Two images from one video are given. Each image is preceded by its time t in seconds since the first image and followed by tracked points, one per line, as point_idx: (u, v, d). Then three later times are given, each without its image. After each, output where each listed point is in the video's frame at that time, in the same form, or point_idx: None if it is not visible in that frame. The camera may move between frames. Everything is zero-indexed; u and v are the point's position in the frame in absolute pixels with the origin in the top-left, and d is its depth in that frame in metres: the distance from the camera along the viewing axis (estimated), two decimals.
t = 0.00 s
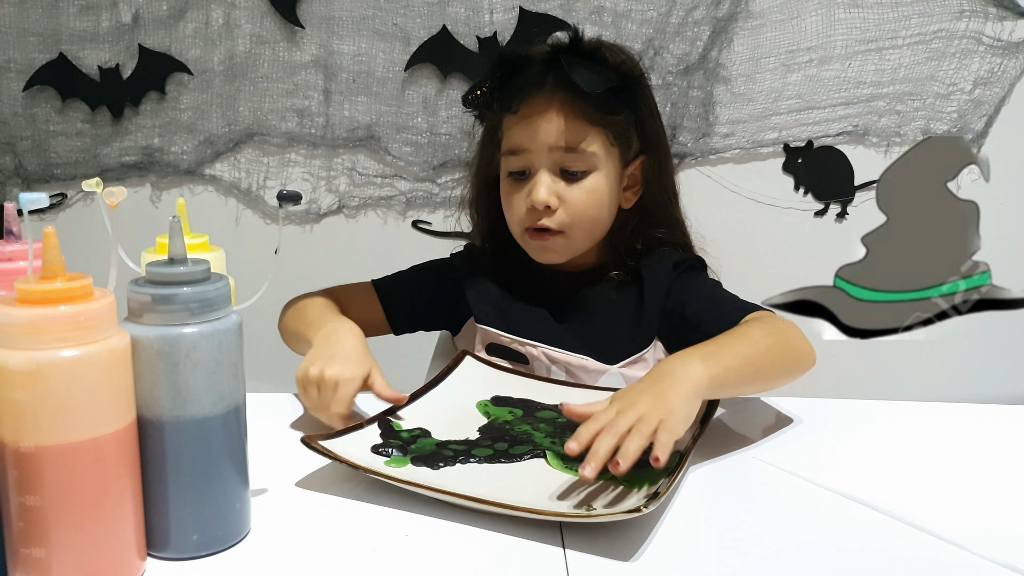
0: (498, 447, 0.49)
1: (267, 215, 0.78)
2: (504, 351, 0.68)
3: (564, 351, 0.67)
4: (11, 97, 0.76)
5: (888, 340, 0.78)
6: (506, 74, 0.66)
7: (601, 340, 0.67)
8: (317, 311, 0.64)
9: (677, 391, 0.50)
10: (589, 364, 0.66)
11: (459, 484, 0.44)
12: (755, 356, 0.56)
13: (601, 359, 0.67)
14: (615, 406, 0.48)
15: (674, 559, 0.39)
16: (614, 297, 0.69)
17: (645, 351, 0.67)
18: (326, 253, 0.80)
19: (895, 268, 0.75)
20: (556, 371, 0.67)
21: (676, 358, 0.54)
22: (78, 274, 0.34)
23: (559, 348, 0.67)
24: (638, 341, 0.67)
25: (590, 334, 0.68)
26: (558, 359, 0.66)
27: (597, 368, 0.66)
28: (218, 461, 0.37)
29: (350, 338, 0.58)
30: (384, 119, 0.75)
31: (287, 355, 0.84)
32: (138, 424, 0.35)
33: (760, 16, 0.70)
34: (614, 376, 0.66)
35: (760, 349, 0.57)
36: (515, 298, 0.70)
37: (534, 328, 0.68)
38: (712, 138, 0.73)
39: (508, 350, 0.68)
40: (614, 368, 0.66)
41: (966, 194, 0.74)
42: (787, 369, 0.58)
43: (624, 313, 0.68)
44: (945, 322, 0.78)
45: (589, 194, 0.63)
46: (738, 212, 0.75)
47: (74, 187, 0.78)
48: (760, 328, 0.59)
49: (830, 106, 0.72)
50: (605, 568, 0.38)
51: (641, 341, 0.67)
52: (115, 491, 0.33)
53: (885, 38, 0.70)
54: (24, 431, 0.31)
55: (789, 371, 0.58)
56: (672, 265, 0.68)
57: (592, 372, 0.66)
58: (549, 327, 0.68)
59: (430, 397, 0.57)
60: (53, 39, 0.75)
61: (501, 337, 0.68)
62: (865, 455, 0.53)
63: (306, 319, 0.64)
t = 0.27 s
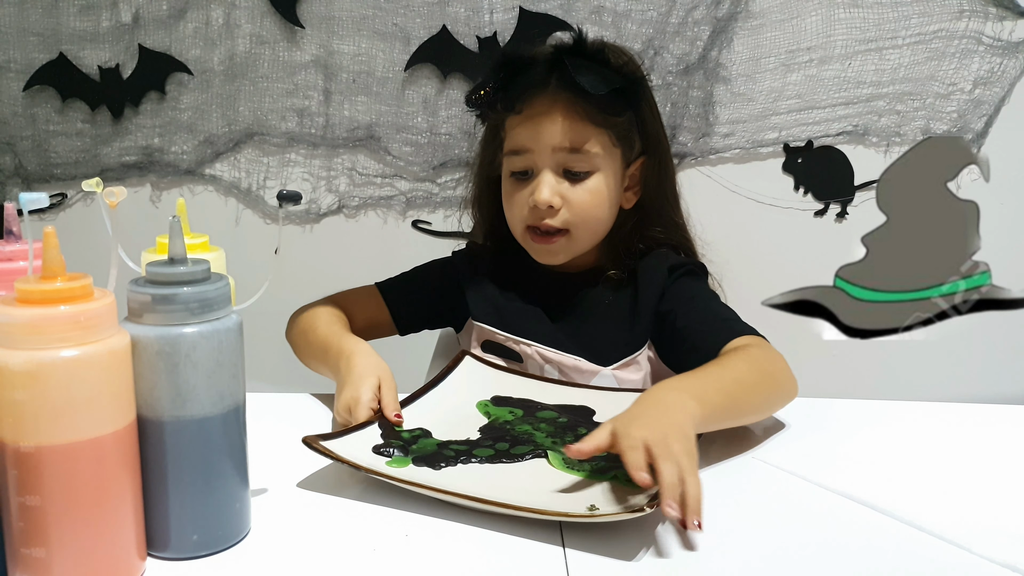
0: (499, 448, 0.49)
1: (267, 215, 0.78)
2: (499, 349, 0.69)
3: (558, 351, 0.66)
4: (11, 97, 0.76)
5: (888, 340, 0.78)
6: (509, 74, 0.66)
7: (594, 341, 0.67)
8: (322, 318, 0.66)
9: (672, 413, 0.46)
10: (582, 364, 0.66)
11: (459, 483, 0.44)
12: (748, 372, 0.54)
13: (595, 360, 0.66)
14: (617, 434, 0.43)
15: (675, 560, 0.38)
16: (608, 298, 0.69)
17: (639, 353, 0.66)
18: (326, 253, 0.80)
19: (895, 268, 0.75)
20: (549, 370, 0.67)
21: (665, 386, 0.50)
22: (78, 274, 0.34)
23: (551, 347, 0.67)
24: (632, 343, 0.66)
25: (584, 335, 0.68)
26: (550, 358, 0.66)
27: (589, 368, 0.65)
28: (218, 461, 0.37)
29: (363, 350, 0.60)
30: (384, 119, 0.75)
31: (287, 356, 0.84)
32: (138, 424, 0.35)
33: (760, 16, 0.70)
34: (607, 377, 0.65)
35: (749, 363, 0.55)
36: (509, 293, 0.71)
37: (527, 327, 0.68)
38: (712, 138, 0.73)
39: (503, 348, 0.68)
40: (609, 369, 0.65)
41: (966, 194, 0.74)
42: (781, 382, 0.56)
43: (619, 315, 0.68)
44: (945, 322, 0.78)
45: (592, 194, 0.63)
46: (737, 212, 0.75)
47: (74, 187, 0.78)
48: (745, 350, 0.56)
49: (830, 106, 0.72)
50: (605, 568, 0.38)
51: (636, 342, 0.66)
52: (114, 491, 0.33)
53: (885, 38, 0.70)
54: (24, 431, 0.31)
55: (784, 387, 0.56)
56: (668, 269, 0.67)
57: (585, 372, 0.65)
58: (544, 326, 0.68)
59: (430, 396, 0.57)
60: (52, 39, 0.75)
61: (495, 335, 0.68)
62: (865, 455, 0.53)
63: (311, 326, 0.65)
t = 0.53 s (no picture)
0: (519, 448, 0.49)
1: (267, 214, 0.78)
2: (500, 348, 0.68)
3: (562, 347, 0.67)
4: (11, 97, 0.76)
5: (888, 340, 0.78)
6: (516, 73, 0.65)
7: (599, 334, 0.68)
8: (326, 330, 0.67)
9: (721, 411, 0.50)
10: (587, 358, 0.66)
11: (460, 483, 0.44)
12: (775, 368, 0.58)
13: (599, 351, 0.67)
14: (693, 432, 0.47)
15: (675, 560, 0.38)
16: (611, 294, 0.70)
17: (642, 344, 0.67)
18: (326, 253, 0.80)
19: (896, 268, 0.76)
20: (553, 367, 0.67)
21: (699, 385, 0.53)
22: (78, 274, 0.34)
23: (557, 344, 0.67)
24: (637, 335, 0.68)
25: (587, 328, 0.68)
26: (556, 355, 0.66)
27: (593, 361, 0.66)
28: (218, 461, 0.37)
29: (373, 352, 0.62)
30: (384, 119, 0.75)
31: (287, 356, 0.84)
32: (138, 424, 0.35)
33: (760, 16, 0.70)
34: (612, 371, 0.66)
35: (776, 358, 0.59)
36: (508, 290, 0.71)
37: (531, 326, 0.68)
38: (712, 138, 0.73)
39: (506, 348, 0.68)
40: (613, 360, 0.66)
41: (966, 194, 0.74)
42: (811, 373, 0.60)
43: (624, 312, 0.69)
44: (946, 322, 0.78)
45: (604, 194, 0.64)
46: (737, 212, 0.75)
47: (74, 187, 0.78)
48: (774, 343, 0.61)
49: (830, 106, 0.72)
50: (605, 567, 0.38)
51: (639, 334, 0.68)
52: (115, 491, 0.33)
53: (885, 38, 0.70)
54: (23, 430, 0.31)
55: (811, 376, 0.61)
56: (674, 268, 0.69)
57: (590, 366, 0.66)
58: (546, 323, 0.68)
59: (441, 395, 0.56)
60: (52, 39, 0.75)
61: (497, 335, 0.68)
62: (865, 455, 0.53)
63: (320, 340, 0.66)
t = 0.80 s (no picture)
0: (528, 437, 0.49)
1: (267, 214, 0.78)
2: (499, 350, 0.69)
3: (559, 347, 0.68)
4: (11, 97, 0.76)
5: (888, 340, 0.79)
6: (522, 75, 0.66)
7: (597, 333, 0.69)
8: (327, 337, 0.68)
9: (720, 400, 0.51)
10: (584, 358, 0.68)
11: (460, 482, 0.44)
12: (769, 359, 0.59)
13: (596, 351, 0.69)
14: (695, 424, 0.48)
15: (675, 560, 0.38)
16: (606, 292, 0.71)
17: (639, 341, 0.69)
18: (326, 253, 0.80)
19: (896, 268, 0.76)
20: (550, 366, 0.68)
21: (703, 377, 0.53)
22: (78, 274, 0.34)
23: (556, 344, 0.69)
24: (632, 332, 0.69)
25: (583, 327, 0.70)
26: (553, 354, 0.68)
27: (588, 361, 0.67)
28: (218, 461, 0.37)
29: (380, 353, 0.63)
30: (384, 119, 0.75)
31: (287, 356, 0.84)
32: (138, 424, 0.35)
33: (760, 16, 0.70)
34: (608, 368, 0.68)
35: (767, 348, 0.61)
36: (505, 291, 0.71)
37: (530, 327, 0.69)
38: (712, 138, 0.73)
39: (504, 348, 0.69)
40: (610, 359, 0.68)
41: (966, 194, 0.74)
42: (806, 366, 0.62)
43: (621, 311, 0.70)
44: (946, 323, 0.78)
45: (607, 196, 0.66)
46: (737, 211, 0.75)
47: (74, 187, 0.78)
48: (767, 338, 0.62)
49: (830, 106, 0.72)
50: (605, 567, 0.38)
51: (636, 332, 0.69)
52: (115, 491, 0.33)
53: (885, 38, 0.70)
54: (24, 431, 0.31)
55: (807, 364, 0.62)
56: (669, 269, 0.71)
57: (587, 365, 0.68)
58: (541, 323, 0.69)
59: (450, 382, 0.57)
60: (53, 39, 0.75)
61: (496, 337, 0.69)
62: (866, 455, 0.53)
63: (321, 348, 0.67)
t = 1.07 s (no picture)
0: (541, 427, 0.52)
1: (267, 214, 0.78)
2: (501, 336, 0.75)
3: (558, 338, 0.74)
4: (11, 97, 0.76)
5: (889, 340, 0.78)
6: (532, 82, 0.69)
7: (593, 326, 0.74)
8: (320, 324, 0.71)
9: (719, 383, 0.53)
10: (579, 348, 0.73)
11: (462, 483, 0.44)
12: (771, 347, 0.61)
13: (593, 342, 0.74)
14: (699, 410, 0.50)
15: (675, 560, 0.38)
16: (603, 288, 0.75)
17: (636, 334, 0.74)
18: (326, 253, 0.79)
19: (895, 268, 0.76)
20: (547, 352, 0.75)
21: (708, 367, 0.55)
22: (78, 274, 0.34)
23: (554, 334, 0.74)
24: (629, 326, 0.74)
25: (582, 320, 0.75)
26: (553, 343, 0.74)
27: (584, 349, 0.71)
28: (219, 461, 0.37)
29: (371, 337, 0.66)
30: (384, 119, 0.75)
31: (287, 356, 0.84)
32: (138, 424, 0.35)
33: (760, 16, 0.71)
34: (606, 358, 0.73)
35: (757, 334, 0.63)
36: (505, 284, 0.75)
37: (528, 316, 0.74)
38: (712, 139, 0.73)
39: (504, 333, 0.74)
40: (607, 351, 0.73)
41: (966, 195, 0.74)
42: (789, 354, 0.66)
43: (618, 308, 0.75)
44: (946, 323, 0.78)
45: (598, 209, 0.71)
46: (737, 211, 0.75)
47: (74, 187, 0.77)
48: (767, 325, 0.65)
49: (830, 106, 0.72)
50: (605, 568, 0.38)
51: (632, 325, 0.74)
52: (115, 491, 0.33)
53: (885, 38, 0.70)
54: (23, 431, 0.31)
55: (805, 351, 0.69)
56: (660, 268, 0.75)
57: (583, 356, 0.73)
58: (543, 314, 0.74)
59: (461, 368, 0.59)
60: (52, 38, 0.75)
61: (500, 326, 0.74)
62: (866, 455, 0.53)
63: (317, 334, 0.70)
